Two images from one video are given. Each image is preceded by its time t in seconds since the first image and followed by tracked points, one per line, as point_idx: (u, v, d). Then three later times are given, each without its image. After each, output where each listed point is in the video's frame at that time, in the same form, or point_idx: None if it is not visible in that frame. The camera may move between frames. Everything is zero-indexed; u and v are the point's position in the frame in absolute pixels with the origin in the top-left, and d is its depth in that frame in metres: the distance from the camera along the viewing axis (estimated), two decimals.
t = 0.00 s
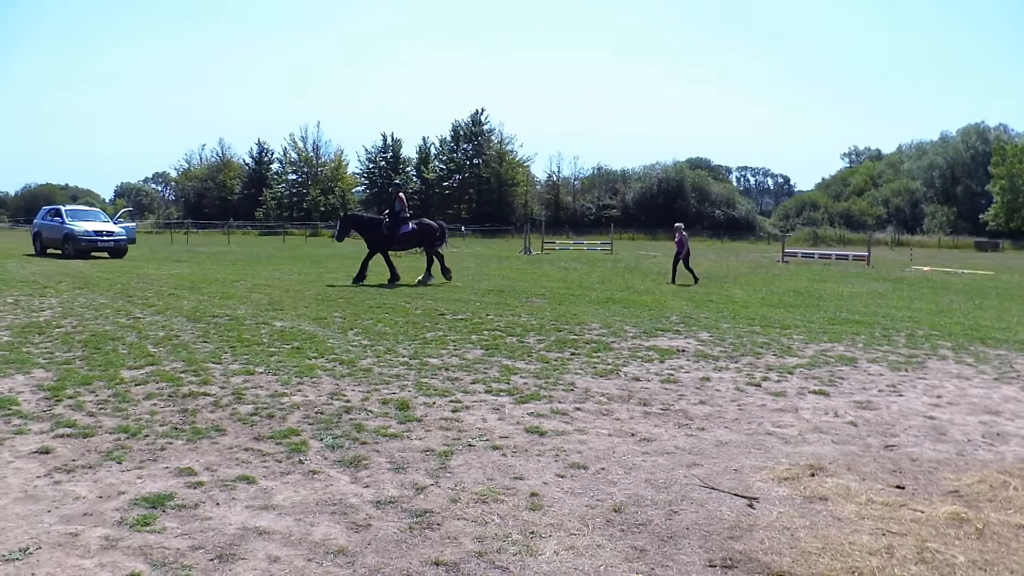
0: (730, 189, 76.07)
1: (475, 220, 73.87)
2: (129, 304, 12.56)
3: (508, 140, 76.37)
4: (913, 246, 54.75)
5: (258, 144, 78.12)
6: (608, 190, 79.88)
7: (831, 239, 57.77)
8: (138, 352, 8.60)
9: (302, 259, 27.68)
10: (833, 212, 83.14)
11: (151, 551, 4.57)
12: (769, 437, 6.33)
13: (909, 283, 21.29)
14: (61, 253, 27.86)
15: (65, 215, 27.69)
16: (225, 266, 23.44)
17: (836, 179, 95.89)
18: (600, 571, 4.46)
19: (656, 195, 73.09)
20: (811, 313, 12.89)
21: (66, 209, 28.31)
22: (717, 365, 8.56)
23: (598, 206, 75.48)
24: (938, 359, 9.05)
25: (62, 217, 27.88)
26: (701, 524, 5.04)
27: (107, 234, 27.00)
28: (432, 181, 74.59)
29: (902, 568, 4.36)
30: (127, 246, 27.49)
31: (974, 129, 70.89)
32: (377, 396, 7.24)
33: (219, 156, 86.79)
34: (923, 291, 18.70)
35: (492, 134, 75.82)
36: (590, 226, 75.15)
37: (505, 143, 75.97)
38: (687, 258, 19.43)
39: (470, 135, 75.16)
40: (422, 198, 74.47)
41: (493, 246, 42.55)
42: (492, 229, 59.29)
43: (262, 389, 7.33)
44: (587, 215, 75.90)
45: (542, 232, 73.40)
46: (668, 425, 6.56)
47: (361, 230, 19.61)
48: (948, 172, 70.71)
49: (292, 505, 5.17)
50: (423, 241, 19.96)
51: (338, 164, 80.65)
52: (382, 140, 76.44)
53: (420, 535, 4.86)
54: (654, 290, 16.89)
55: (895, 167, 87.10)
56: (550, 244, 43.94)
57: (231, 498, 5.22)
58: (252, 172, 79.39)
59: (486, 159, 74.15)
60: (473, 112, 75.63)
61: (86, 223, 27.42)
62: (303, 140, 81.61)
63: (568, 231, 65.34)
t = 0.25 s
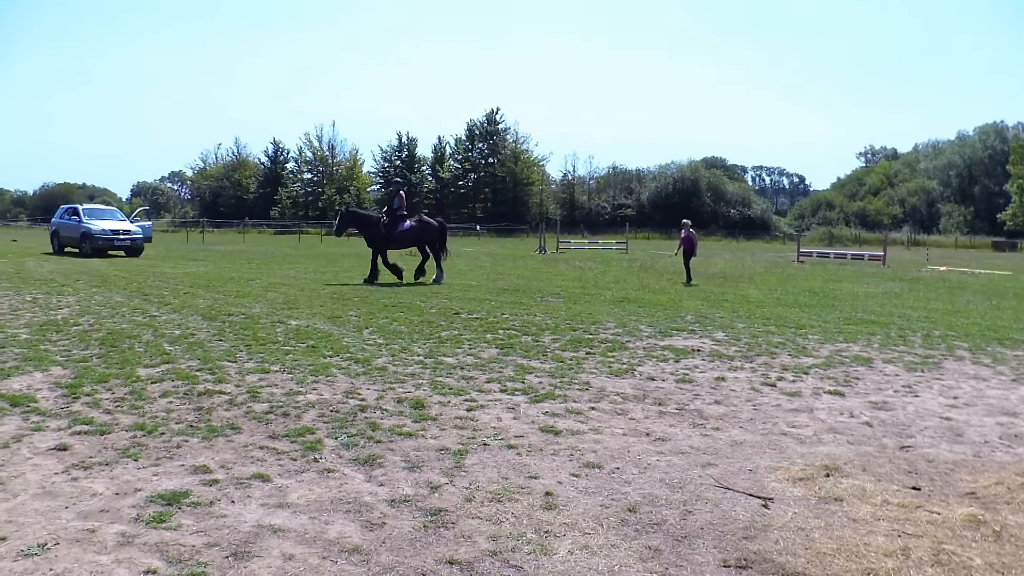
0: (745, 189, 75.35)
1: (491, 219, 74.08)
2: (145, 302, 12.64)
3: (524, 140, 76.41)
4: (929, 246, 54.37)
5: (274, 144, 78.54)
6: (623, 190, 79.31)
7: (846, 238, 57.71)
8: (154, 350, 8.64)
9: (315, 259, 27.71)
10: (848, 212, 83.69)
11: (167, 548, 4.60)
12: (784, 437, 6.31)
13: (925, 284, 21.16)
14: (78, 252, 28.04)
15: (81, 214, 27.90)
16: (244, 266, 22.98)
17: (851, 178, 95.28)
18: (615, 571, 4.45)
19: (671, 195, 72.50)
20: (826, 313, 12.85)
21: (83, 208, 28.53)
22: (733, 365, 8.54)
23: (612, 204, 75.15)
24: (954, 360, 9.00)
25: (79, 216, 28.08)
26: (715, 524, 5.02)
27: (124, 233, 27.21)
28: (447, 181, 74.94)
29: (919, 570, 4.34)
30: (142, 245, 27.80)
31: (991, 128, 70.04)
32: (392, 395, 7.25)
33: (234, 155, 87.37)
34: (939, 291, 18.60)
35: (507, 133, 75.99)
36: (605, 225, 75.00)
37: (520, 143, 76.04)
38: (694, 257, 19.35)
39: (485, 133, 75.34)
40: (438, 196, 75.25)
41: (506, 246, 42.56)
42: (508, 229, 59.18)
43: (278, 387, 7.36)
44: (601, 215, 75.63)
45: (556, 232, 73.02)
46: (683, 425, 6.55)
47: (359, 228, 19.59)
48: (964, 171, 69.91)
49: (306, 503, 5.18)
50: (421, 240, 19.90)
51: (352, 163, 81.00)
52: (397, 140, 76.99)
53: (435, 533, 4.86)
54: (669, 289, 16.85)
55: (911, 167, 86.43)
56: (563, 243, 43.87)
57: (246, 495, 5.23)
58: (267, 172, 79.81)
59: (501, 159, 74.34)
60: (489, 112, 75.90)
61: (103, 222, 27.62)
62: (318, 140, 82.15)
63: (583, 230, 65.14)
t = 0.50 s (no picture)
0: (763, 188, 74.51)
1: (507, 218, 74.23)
2: (162, 301, 12.71)
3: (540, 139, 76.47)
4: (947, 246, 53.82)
5: (290, 144, 78.81)
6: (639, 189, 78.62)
7: (862, 238, 57.44)
8: (170, 348, 8.69)
9: (329, 258, 27.75)
10: (866, 211, 83.75)
11: (183, 545, 4.62)
12: (800, 437, 6.29)
13: (942, 284, 21.08)
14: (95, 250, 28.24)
15: (99, 213, 28.10)
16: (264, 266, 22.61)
17: (869, 178, 94.55)
18: (629, 571, 4.44)
19: (688, 195, 71.76)
20: (842, 313, 12.81)
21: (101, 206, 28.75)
22: (748, 365, 8.51)
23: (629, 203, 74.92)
24: (972, 361, 8.94)
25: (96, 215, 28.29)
26: (731, 524, 5.01)
27: (141, 231, 27.43)
28: (463, 180, 75.22)
29: (935, 572, 4.31)
30: (159, 243, 28.04)
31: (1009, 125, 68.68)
32: (408, 393, 7.26)
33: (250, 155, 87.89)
34: (957, 292, 18.55)
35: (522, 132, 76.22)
36: (621, 224, 74.93)
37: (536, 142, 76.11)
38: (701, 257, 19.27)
39: (501, 133, 75.37)
40: (454, 195, 75.76)
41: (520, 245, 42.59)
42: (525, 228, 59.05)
43: (293, 385, 7.38)
44: (618, 215, 75.34)
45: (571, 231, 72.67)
46: (698, 425, 6.53)
47: (358, 226, 19.61)
48: (983, 170, 68.41)
49: (322, 501, 5.19)
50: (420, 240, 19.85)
51: (369, 162, 81.17)
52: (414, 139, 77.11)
53: (449, 532, 4.87)
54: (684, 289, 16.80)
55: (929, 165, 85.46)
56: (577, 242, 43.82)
57: (261, 493, 5.25)
58: (284, 172, 80.09)
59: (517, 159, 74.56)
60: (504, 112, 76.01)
61: (121, 221, 27.82)
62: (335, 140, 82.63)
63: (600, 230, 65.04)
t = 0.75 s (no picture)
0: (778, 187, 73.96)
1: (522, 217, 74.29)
2: (178, 299, 12.77)
3: (555, 139, 76.46)
4: (964, 246, 53.29)
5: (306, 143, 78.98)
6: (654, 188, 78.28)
7: (878, 238, 56.99)
8: (186, 347, 8.72)
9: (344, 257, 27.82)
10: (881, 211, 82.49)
11: (198, 543, 4.64)
12: (815, 438, 6.26)
13: (958, 284, 21.06)
14: (112, 249, 28.45)
15: (116, 212, 28.29)
16: (282, 266, 22.29)
17: (884, 177, 93.57)
18: (644, 571, 4.43)
19: (703, 194, 71.48)
20: (858, 313, 12.76)
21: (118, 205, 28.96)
22: (763, 365, 8.48)
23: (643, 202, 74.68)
24: (989, 362, 8.88)
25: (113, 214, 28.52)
26: (745, 525, 4.99)
27: (158, 231, 27.59)
28: (478, 180, 75.37)
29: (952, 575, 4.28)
30: (175, 242, 28.20)
31: None
32: (423, 392, 7.27)
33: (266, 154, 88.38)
34: (974, 292, 18.54)
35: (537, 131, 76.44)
36: (637, 224, 74.49)
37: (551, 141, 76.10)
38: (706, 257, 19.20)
39: (516, 132, 76.17)
40: (470, 195, 75.89)
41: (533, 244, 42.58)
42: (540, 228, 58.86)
43: (308, 384, 7.41)
44: (633, 214, 75.07)
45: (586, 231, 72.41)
46: (713, 424, 6.52)
47: (355, 225, 19.65)
48: (1000, 169, 67.77)
49: (336, 500, 5.20)
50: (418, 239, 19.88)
51: (385, 162, 81.35)
52: (430, 138, 77.03)
53: (464, 531, 4.87)
54: (699, 289, 16.76)
55: (945, 164, 84.62)
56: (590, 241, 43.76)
57: (276, 492, 5.26)
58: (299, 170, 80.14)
59: (531, 160, 74.65)
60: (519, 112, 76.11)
61: (138, 220, 28.00)
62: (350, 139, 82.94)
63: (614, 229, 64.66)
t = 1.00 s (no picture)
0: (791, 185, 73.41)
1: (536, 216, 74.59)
2: (193, 298, 12.82)
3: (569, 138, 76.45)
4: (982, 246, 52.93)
5: (319, 142, 79.23)
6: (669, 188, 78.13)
7: (894, 238, 56.79)
8: (201, 346, 8.76)
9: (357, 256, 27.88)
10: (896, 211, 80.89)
11: (213, 540, 4.66)
12: (829, 438, 6.24)
13: (975, 284, 21.06)
14: (127, 248, 28.64)
15: (132, 211, 28.42)
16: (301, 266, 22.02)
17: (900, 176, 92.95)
18: (657, 571, 4.42)
19: (717, 194, 71.27)
20: (873, 314, 12.71)
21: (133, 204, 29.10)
22: (778, 365, 8.45)
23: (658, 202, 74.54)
24: (1005, 363, 8.83)
25: (129, 213, 28.72)
26: (759, 525, 4.98)
27: (173, 230, 27.67)
28: (492, 178, 75.63)
29: None
30: (190, 241, 28.27)
31: None
32: (437, 392, 7.28)
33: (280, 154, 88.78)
34: (991, 292, 18.56)
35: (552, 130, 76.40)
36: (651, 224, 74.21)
37: (565, 139, 75.95)
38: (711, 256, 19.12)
39: (530, 132, 76.50)
40: (483, 194, 76.04)
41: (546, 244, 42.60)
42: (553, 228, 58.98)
43: (322, 383, 7.42)
44: (647, 214, 74.93)
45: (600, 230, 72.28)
46: (728, 425, 6.50)
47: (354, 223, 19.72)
48: (1018, 168, 67.43)
49: (350, 499, 5.21)
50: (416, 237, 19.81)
51: (398, 160, 81.15)
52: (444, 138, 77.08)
53: (478, 530, 4.87)
54: (714, 288, 16.73)
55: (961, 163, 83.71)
56: (603, 241, 43.72)
57: (291, 490, 5.28)
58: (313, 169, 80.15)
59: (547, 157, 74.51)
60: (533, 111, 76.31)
61: (153, 219, 28.12)
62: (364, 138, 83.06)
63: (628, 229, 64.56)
